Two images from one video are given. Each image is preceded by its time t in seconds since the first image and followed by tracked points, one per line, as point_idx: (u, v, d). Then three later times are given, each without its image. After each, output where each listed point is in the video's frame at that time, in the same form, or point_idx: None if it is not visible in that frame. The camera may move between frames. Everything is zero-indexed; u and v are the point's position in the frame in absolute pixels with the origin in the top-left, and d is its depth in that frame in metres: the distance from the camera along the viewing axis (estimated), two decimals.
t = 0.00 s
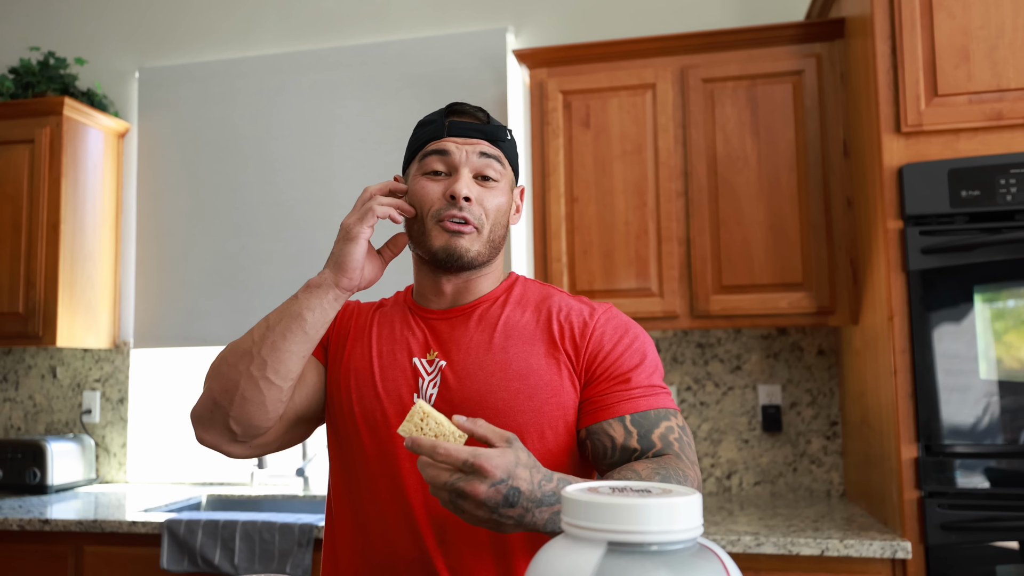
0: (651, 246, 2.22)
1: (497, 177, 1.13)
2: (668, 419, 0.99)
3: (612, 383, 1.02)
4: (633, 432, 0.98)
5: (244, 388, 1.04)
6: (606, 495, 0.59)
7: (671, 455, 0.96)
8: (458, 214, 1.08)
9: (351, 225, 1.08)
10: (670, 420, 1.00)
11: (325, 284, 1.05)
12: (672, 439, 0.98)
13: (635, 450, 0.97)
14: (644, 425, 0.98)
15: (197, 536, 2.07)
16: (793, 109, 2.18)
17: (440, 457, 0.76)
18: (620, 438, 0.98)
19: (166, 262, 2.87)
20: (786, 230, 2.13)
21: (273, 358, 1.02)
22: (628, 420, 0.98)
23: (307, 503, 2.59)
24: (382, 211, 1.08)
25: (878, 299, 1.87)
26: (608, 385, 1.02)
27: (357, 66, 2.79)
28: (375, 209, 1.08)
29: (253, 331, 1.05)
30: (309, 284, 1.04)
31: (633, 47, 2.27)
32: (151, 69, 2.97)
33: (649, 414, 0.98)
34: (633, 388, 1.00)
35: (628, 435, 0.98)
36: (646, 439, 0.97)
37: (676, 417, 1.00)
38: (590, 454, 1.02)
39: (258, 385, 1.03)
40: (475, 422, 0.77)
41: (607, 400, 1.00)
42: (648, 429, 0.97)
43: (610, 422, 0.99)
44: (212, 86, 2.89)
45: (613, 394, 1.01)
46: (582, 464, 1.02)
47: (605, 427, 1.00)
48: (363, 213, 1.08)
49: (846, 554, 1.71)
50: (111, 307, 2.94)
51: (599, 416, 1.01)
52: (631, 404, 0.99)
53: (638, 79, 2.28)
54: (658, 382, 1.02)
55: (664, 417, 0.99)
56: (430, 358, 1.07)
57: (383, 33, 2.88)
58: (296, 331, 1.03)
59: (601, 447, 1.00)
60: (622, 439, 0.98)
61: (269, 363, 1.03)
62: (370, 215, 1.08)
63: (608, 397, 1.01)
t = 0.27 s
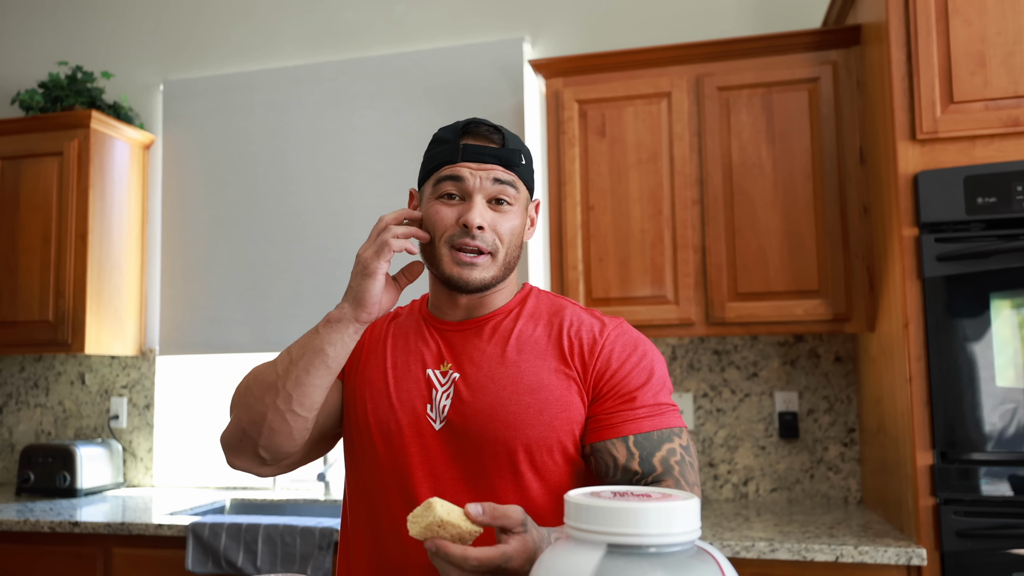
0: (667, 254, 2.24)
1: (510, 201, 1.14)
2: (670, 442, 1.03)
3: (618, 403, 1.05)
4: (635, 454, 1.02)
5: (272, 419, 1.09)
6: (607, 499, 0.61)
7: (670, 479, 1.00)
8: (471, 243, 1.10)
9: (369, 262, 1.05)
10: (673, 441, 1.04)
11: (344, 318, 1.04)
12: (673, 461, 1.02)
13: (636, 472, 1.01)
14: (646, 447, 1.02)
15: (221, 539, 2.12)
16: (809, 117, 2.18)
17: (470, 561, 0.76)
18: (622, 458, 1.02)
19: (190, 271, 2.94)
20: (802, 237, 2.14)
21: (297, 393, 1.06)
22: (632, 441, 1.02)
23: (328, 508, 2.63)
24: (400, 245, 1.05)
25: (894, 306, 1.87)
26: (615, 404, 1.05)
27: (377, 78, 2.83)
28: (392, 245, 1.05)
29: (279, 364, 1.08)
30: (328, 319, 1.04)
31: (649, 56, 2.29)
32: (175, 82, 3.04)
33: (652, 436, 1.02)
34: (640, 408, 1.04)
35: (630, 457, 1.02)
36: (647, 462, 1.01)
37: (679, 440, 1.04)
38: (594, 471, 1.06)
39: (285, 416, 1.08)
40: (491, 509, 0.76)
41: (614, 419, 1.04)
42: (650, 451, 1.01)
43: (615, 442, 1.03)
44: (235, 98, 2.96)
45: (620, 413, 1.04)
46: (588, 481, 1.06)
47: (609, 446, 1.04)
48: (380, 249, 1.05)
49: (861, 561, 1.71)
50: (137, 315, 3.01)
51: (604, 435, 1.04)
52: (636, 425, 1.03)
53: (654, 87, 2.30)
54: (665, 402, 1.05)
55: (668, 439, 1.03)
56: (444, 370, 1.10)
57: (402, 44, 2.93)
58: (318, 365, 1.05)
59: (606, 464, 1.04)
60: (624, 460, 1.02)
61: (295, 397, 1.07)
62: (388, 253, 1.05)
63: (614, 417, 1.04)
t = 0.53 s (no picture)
0: (694, 252, 2.26)
1: (526, 208, 1.16)
2: (694, 433, 1.06)
3: (642, 398, 1.08)
4: (660, 447, 1.05)
5: (309, 428, 1.14)
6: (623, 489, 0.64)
7: (695, 469, 1.03)
8: (490, 252, 1.13)
9: (396, 276, 1.07)
10: (696, 431, 1.07)
11: (371, 330, 1.08)
12: (697, 452, 1.05)
13: (661, 463, 1.04)
14: (671, 440, 1.05)
15: (258, 530, 2.18)
16: (837, 113, 2.18)
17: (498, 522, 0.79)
18: (648, 452, 1.05)
19: (227, 269, 3.02)
20: (830, 234, 2.14)
21: (331, 404, 1.11)
22: (657, 434, 1.06)
23: (361, 501, 2.69)
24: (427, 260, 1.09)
25: (922, 303, 1.86)
26: (639, 399, 1.08)
27: (407, 79, 2.88)
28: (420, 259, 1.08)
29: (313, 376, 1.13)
30: (357, 333, 1.08)
31: (676, 54, 2.31)
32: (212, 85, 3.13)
33: (676, 429, 1.05)
34: (663, 402, 1.07)
35: (655, 450, 1.05)
36: (672, 453, 1.04)
37: (702, 431, 1.06)
38: (619, 463, 1.09)
39: (321, 426, 1.13)
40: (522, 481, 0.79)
41: (638, 414, 1.07)
42: (675, 443, 1.04)
43: (639, 436, 1.06)
44: (269, 101, 3.03)
45: (644, 408, 1.07)
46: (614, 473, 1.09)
47: (634, 440, 1.07)
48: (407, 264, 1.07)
49: (888, 556, 1.71)
50: (176, 311, 3.11)
51: (629, 429, 1.07)
52: (660, 419, 1.06)
53: (681, 85, 2.31)
54: (687, 394, 1.08)
55: (691, 430, 1.06)
56: (470, 368, 1.14)
57: (432, 46, 2.97)
58: (350, 377, 1.10)
59: (631, 456, 1.07)
60: (650, 453, 1.05)
61: (329, 407, 1.12)
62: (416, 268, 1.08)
63: (638, 412, 1.07)
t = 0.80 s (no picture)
0: (716, 246, 2.27)
1: (544, 203, 1.19)
2: (708, 424, 1.09)
3: (658, 389, 1.11)
4: (675, 437, 1.08)
5: (336, 422, 1.18)
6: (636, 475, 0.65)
7: (708, 459, 1.06)
8: (509, 246, 1.16)
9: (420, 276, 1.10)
10: (710, 422, 1.10)
11: (394, 326, 1.12)
12: (711, 442, 1.08)
13: (676, 453, 1.07)
14: (685, 430, 1.08)
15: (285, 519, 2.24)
16: (859, 107, 2.18)
17: (522, 524, 0.83)
18: (663, 441, 1.08)
19: (255, 265, 3.09)
20: (851, 228, 2.15)
21: (357, 398, 1.15)
22: (672, 425, 1.09)
23: (385, 492, 2.75)
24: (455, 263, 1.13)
25: (943, 297, 1.87)
26: (655, 390, 1.11)
27: (430, 76, 2.92)
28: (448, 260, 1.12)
29: (340, 372, 1.18)
30: (380, 329, 1.12)
31: (697, 49, 2.32)
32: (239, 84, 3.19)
33: (691, 420, 1.08)
34: (678, 393, 1.10)
35: (670, 440, 1.08)
36: (686, 443, 1.07)
37: (716, 421, 1.09)
38: (635, 452, 1.12)
39: (347, 419, 1.18)
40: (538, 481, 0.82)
41: (654, 404, 1.10)
42: (689, 433, 1.08)
43: (655, 426, 1.09)
44: (294, 99, 3.09)
45: (659, 399, 1.10)
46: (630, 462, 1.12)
47: (650, 430, 1.10)
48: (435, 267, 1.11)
49: (907, 547, 1.73)
50: (205, 307, 3.18)
51: (645, 419, 1.10)
52: (675, 409, 1.09)
53: (702, 80, 2.32)
54: (701, 386, 1.12)
55: (705, 421, 1.09)
56: (490, 360, 1.18)
57: (455, 43, 3.01)
58: (374, 371, 1.14)
59: (646, 445, 1.10)
60: (665, 442, 1.08)
61: (354, 401, 1.16)
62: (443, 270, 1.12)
63: (654, 402, 1.10)
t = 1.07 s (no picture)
0: (731, 243, 2.29)
1: (555, 205, 1.21)
2: (718, 419, 1.12)
3: (669, 385, 1.14)
4: (686, 433, 1.11)
5: (356, 421, 1.22)
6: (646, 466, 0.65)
7: (719, 454, 1.09)
8: (521, 246, 1.19)
9: (437, 279, 1.14)
10: (721, 417, 1.13)
11: (410, 327, 1.16)
12: (722, 438, 1.11)
13: (687, 449, 1.10)
14: (697, 426, 1.11)
15: (306, 514, 2.30)
16: (874, 105, 2.19)
17: (546, 530, 0.83)
18: (675, 437, 1.11)
19: (275, 264, 3.15)
20: (866, 226, 2.16)
21: (375, 396, 1.19)
22: (683, 420, 1.12)
23: (405, 487, 2.79)
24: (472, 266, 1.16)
25: (957, 293, 1.88)
26: (666, 387, 1.14)
27: (448, 76, 2.96)
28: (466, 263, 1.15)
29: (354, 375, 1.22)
30: (394, 331, 1.16)
31: (712, 48, 2.33)
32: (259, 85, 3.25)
33: (702, 416, 1.11)
34: (689, 390, 1.13)
35: (682, 435, 1.11)
36: (698, 439, 1.10)
37: (727, 417, 1.12)
38: (648, 448, 1.15)
39: (367, 417, 1.22)
40: (551, 484, 0.85)
41: (666, 400, 1.13)
42: (701, 430, 1.10)
43: (667, 422, 1.12)
44: (313, 99, 3.14)
45: (671, 395, 1.13)
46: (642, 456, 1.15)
47: (662, 426, 1.13)
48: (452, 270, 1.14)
49: (920, 542, 1.76)
50: (226, 305, 3.25)
51: (657, 415, 1.13)
52: (686, 405, 1.12)
53: (717, 79, 2.34)
54: (712, 382, 1.14)
55: (716, 417, 1.12)
56: (505, 358, 1.21)
57: (472, 42, 3.04)
58: (392, 370, 1.18)
59: (657, 440, 1.13)
60: (677, 438, 1.11)
61: (373, 399, 1.20)
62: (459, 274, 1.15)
63: (666, 399, 1.13)
